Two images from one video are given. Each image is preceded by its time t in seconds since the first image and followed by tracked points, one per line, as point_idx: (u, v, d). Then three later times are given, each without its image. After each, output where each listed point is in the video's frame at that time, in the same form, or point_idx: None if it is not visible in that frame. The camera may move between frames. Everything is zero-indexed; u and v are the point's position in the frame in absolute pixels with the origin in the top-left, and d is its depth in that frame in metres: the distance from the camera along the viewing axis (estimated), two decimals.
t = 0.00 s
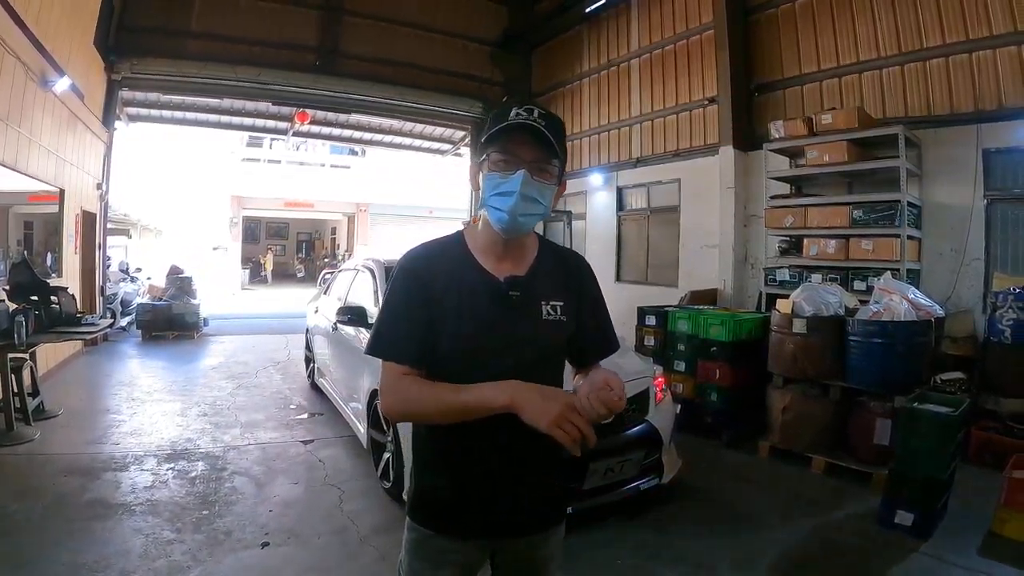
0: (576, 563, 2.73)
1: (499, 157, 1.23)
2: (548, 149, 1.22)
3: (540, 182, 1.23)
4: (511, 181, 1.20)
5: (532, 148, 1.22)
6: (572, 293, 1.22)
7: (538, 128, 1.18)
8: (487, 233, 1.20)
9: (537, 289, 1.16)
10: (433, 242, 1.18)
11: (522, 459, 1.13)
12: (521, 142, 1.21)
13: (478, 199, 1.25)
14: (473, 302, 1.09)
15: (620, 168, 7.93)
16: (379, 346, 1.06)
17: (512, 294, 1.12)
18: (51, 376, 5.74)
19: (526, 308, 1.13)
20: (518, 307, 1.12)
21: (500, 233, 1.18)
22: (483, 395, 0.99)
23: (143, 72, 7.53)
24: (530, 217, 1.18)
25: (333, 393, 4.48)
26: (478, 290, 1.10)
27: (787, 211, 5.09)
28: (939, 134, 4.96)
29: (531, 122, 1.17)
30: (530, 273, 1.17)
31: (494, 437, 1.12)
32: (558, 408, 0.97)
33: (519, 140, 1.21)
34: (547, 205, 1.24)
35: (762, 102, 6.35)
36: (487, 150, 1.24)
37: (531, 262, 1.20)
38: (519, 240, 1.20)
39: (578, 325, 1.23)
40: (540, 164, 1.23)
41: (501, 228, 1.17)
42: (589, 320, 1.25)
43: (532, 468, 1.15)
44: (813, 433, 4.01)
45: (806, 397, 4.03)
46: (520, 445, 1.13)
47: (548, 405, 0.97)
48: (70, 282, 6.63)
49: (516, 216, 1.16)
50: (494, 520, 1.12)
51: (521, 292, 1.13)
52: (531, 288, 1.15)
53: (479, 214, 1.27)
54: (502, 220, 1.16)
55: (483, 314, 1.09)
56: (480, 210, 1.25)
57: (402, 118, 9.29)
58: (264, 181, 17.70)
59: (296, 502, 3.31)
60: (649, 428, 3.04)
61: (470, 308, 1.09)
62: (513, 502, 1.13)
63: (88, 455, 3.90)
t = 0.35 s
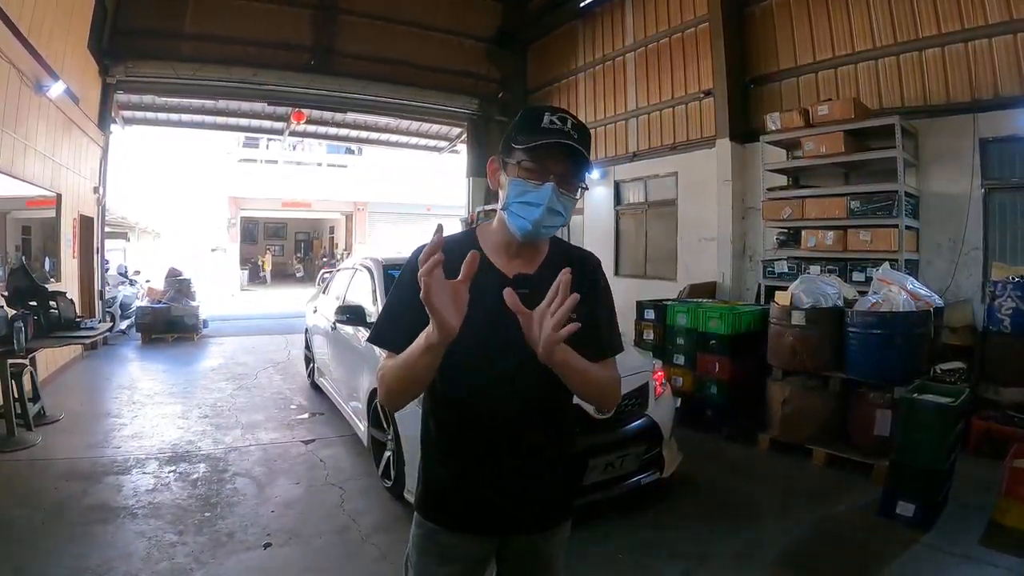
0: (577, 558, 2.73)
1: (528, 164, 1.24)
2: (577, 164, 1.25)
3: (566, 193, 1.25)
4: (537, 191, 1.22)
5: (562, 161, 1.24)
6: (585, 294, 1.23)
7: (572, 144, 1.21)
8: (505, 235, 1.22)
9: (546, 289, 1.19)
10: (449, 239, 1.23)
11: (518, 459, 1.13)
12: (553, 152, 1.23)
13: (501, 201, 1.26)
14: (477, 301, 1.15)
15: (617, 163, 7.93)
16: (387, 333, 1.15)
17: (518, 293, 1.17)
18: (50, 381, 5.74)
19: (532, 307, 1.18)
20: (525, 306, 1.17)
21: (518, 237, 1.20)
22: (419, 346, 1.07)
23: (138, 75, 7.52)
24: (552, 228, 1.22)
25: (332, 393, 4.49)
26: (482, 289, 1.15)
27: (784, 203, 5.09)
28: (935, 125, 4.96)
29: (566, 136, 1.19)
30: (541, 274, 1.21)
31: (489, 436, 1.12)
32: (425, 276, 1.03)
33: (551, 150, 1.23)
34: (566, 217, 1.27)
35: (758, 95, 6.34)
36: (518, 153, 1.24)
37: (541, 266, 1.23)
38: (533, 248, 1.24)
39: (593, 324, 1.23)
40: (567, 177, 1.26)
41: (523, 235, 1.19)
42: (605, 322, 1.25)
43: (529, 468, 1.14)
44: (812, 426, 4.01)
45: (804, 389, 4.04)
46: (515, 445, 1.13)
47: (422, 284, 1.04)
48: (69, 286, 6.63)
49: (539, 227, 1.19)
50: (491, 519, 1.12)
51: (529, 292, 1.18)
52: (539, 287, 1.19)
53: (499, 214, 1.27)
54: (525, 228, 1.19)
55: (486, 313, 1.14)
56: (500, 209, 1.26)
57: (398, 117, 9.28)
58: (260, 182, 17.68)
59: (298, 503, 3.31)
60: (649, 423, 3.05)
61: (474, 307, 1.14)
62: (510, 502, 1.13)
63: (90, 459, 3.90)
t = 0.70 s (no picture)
0: (578, 559, 2.73)
1: (516, 155, 1.23)
2: (567, 149, 1.23)
3: (557, 180, 1.23)
4: (527, 182, 1.21)
5: (549, 146, 1.22)
6: (585, 292, 1.21)
7: (558, 128, 1.19)
8: (501, 232, 1.21)
9: (545, 288, 1.17)
10: (445, 240, 1.22)
11: (518, 461, 1.13)
12: (541, 141, 1.22)
13: (493, 198, 1.25)
14: (478, 306, 1.13)
15: (617, 162, 7.92)
16: (384, 338, 1.15)
17: (517, 294, 1.15)
18: (51, 381, 5.75)
19: (532, 309, 1.15)
20: (523, 307, 1.15)
21: (514, 234, 1.19)
22: (454, 384, 1.06)
23: (138, 75, 7.52)
24: (546, 218, 1.20)
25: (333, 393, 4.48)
26: (482, 292, 1.14)
27: (784, 203, 5.09)
28: (936, 124, 4.95)
29: (551, 122, 1.18)
30: (542, 274, 1.18)
31: (488, 438, 1.12)
32: (502, 361, 0.99)
33: (539, 137, 1.22)
34: (563, 205, 1.25)
35: (758, 94, 6.33)
36: (505, 146, 1.23)
37: (542, 261, 1.21)
38: (534, 240, 1.21)
39: (592, 324, 1.21)
40: (558, 164, 1.24)
41: (516, 227, 1.18)
42: (605, 321, 1.23)
43: (530, 470, 1.14)
44: (813, 426, 4.01)
45: (806, 389, 4.03)
46: (515, 446, 1.13)
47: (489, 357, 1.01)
48: (69, 287, 6.64)
49: (532, 217, 1.17)
50: (491, 521, 1.12)
51: (527, 292, 1.15)
52: (540, 288, 1.17)
53: (494, 212, 1.27)
54: (518, 220, 1.17)
55: (487, 315, 1.13)
56: (495, 207, 1.25)
57: (398, 117, 9.27)
58: (261, 182, 17.69)
59: (298, 503, 3.31)
60: (650, 423, 3.06)
61: (475, 311, 1.13)
62: (510, 504, 1.13)
63: (90, 460, 3.90)
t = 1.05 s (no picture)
0: (581, 560, 2.72)
1: (496, 152, 1.23)
2: (549, 141, 1.23)
3: (541, 173, 1.23)
4: (509, 176, 1.21)
5: (529, 139, 1.23)
6: (574, 288, 1.21)
7: (536, 119, 1.20)
8: (486, 228, 1.21)
9: (534, 283, 1.17)
10: (430, 241, 1.22)
11: (518, 461, 1.13)
12: (521, 135, 1.22)
13: (476, 197, 1.26)
14: (466, 302, 1.12)
15: (622, 162, 7.92)
16: (369, 340, 1.14)
17: (507, 289, 1.14)
18: (56, 381, 5.76)
19: (522, 304, 1.15)
20: (513, 303, 1.14)
21: (500, 229, 1.19)
22: (457, 389, 1.05)
23: (143, 76, 7.54)
24: (530, 210, 1.20)
25: (338, 393, 4.49)
26: (471, 289, 1.13)
27: (789, 203, 5.08)
28: (941, 124, 4.94)
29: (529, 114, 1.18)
30: (531, 269, 1.18)
31: (487, 436, 1.12)
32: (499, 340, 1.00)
33: (520, 132, 1.22)
34: (547, 199, 1.24)
35: (763, 94, 6.31)
36: (485, 144, 1.24)
37: (529, 256, 1.20)
38: (520, 234, 1.21)
39: (580, 318, 1.22)
40: (540, 157, 1.24)
41: (501, 221, 1.18)
42: (593, 315, 1.23)
43: (529, 470, 1.13)
44: (819, 426, 4.00)
45: (812, 390, 4.02)
46: (513, 444, 1.12)
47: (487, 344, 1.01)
48: (74, 287, 6.65)
49: (516, 210, 1.17)
50: (489, 522, 1.12)
51: (515, 287, 1.15)
52: (529, 283, 1.16)
53: (478, 211, 1.27)
54: (503, 215, 1.17)
55: (478, 312, 1.12)
56: (479, 205, 1.26)
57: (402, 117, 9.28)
58: (265, 183, 17.73)
59: (301, 504, 3.31)
60: (655, 424, 3.05)
61: (463, 309, 1.12)
62: (508, 504, 1.12)
63: (94, 460, 3.91)
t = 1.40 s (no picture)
0: (587, 560, 2.72)
1: (479, 149, 1.22)
2: (531, 136, 1.22)
3: (524, 168, 1.22)
4: (492, 172, 1.19)
5: (512, 134, 1.21)
6: (566, 285, 1.21)
7: (516, 113, 1.18)
8: (473, 227, 1.21)
9: (523, 281, 1.16)
10: (419, 242, 1.22)
11: (513, 461, 1.13)
12: (503, 131, 1.21)
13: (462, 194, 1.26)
14: (456, 303, 1.12)
15: (629, 162, 7.91)
16: (360, 341, 1.15)
17: (495, 286, 1.13)
18: (63, 380, 5.79)
19: (512, 301, 1.14)
20: (502, 300, 1.13)
21: (485, 227, 1.19)
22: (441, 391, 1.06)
23: (150, 76, 7.57)
24: (515, 206, 1.19)
25: (344, 392, 4.50)
26: (460, 290, 1.13)
27: (797, 203, 5.06)
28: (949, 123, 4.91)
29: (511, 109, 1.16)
30: (519, 266, 1.18)
31: (481, 435, 1.12)
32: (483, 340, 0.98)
33: (502, 128, 1.21)
34: (532, 193, 1.23)
35: (770, 94, 6.29)
36: (468, 142, 1.23)
37: (516, 253, 1.21)
38: (506, 230, 1.21)
39: (572, 315, 1.21)
40: (524, 151, 1.22)
41: (485, 219, 1.18)
42: (585, 312, 1.22)
43: (525, 472, 1.13)
44: (825, 428, 3.99)
45: (819, 392, 4.00)
46: (508, 444, 1.12)
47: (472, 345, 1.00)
48: (82, 286, 6.67)
49: (500, 206, 1.17)
50: (484, 522, 1.12)
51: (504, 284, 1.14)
52: (518, 280, 1.16)
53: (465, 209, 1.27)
54: (487, 212, 1.17)
55: (472, 311, 1.12)
56: (464, 203, 1.25)
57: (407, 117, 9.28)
58: (270, 182, 17.77)
59: (307, 503, 3.31)
60: (663, 425, 3.04)
61: (453, 307, 1.12)
62: (504, 504, 1.12)
63: (101, 458, 3.92)
